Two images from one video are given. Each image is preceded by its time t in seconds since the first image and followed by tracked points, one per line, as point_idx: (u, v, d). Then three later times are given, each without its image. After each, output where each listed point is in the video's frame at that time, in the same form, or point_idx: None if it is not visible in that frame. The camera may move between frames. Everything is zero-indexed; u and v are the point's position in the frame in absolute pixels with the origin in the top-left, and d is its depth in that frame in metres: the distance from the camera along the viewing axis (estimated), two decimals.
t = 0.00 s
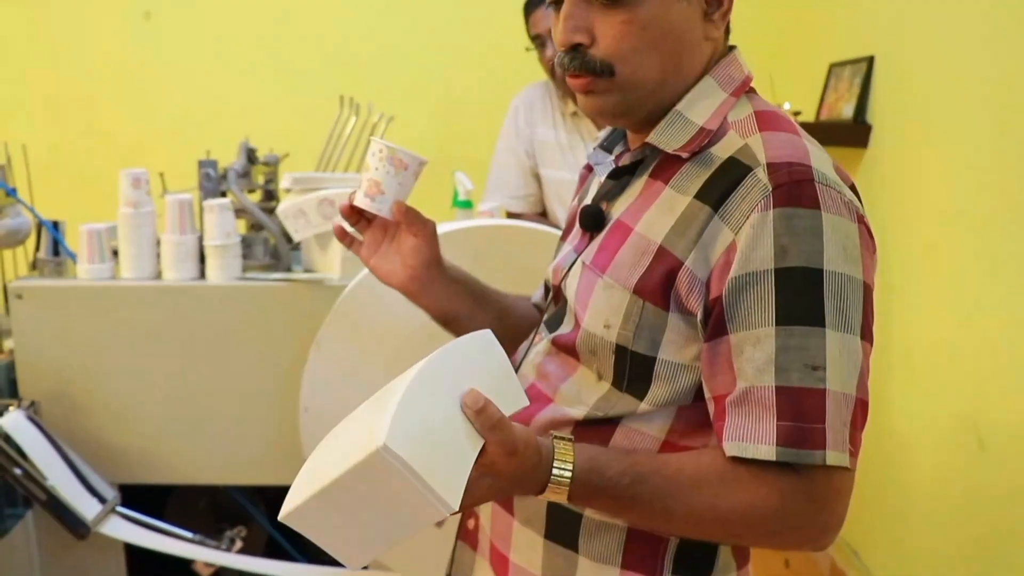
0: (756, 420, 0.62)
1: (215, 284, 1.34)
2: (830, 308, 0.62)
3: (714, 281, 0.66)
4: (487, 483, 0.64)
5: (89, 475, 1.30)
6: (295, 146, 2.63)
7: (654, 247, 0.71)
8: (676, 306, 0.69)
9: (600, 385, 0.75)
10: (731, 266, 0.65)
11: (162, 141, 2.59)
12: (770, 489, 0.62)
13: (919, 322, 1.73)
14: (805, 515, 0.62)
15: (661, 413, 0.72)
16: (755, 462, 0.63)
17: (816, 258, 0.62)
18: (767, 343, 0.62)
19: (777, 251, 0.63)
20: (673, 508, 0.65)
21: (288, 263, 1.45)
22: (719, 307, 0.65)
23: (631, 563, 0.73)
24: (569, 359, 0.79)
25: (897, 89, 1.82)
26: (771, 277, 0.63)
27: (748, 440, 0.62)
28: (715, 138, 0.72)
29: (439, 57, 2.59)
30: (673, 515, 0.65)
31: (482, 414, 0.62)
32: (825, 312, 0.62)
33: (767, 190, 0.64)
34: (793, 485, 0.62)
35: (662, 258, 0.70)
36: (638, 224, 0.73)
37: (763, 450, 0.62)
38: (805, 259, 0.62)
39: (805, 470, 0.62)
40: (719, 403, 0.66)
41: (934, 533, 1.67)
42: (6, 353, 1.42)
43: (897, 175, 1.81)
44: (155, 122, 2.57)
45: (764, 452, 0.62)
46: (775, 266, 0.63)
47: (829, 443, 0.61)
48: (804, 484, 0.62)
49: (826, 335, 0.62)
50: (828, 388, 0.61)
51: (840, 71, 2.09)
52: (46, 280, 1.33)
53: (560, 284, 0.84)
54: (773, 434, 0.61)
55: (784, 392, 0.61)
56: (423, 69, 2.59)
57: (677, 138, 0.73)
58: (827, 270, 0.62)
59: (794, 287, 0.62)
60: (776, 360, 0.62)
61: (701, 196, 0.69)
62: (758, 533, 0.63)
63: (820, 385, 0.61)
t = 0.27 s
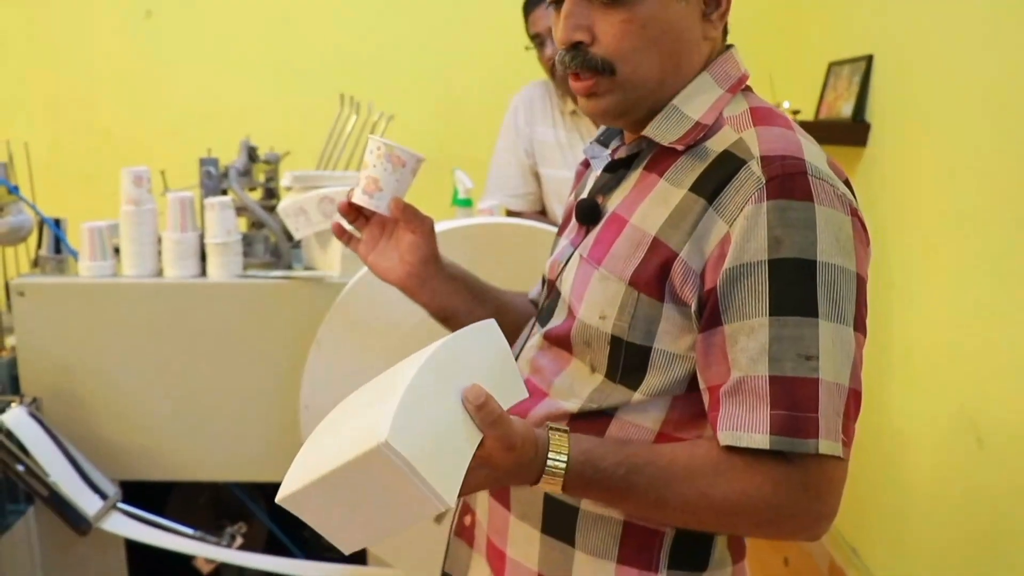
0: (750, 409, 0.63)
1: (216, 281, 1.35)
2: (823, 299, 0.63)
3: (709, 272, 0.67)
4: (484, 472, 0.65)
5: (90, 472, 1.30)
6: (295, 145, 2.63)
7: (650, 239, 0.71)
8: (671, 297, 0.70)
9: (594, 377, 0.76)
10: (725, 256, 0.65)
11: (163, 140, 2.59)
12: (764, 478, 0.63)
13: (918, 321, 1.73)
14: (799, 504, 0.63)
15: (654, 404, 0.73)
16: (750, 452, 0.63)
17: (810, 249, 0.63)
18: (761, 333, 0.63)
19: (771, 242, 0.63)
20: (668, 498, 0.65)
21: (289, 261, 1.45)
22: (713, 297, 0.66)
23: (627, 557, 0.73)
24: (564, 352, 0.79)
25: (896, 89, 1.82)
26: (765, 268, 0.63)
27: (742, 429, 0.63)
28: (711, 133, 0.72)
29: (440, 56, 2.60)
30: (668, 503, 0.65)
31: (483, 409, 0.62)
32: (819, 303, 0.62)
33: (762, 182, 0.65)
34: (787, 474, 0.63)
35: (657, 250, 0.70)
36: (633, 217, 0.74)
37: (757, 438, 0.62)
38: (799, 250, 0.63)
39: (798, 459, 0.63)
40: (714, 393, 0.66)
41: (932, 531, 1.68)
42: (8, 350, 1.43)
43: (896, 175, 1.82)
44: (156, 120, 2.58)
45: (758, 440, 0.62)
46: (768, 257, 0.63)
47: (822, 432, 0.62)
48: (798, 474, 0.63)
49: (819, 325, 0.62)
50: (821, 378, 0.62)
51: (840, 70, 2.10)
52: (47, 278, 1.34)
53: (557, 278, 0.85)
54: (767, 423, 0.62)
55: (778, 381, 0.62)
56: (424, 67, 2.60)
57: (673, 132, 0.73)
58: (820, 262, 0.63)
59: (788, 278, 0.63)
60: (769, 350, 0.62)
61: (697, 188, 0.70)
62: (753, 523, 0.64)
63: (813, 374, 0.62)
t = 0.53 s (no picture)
0: (738, 406, 0.63)
1: (216, 287, 1.35)
2: (813, 299, 0.63)
3: (701, 272, 0.68)
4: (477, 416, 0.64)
5: (90, 476, 1.30)
6: (296, 149, 2.64)
7: (645, 240, 0.72)
8: (664, 296, 0.71)
9: (587, 378, 0.76)
10: (717, 256, 0.66)
11: (164, 144, 2.60)
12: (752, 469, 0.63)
13: (917, 326, 1.74)
14: (781, 501, 0.63)
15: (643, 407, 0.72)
16: (735, 446, 0.64)
17: (801, 250, 0.63)
18: (750, 331, 0.63)
19: (761, 242, 0.64)
20: (656, 477, 0.65)
21: (289, 266, 1.46)
22: (704, 296, 0.66)
23: (626, 561, 0.73)
24: (559, 354, 0.80)
25: (895, 96, 1.83)
26: (756, 268, 0.64)
27: (730, 425, 0.63)
28: (709, 137, 0.73)
29: (441, 60, 2.61)
30: (655, 481, 0.65)
31: (489, 346, 0.62)
32: (808, 303, 0.63)
33: (755, 183, 0.66)
34: (774, 469, 0.63)
35: (651, 249, 0.71)
36: (630, 217, 0.75)
37: (743, 435, 0.63)
38: (790, 250, 0.63)
39: (785, 457, 0.63)
40: (702, 392, 0.67)
41: (931, 536, 1.68)
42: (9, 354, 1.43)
43: (895, 181, 1.83)
44: (157, 124, 2.58)
45: (744, 436, 0.63)
46: (759, 257, 0.64)
47: (807, 432, 0.63)
48: (785, 471, 0.63)
49: (808, 325, 0.63)
50: (809, 378, 0.62)
51: (839, 75, 2.11)
52: (49, 282, 1.34)
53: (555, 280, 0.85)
54: (753, 420, 0.62)
55: (765, 379, 0.63)
56: (425, 71, 2.61)
57: (672, 135, 0.74)
58: (811, 263, 0.63)
59: (778, 277, 0.63)
60: (758, 348, 0.63)
61: (692, 189, 0.70)
62: (735, 512, 0.64)
63: (801, 374, 0.62)
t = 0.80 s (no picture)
0: (739, 406, 0.63)
1: (224, 287, 1.36)
2: (816, 300, 0.63)
3: (705, 273, 0.67)
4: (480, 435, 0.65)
5: (99, 476, 1.31)
6: (302, 151, 2.65)
7: (650, 239, 0.72)
8: (668, 296, 0.71)
9: (594, 376, 0.76)
10: (721, 256, 0.66)
11: (171, 146, 2.61)
12: (754, 471, 0.63)
13: (924, 326, 1.73)
14: (780, 504, 0.63)
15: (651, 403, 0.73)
16: (737, 448, 0.64)
17: (804, 251, 0.63)
18: (753, 332, 0.63)
19: (765, 242, 0.64)
20: (658, 477, 0.65)
21: (296, 267, 1.47)
22: (708, 296, 0.66)
23: (631, 558, 0.73)
24: (566, 353, 0.80)
25: (902, 95, 1.83)
26: (759, 269, 0.64)
27: (732, 425, 0.63)
28: (715, 137, 0.73)
29: (447, 62, 2.61)
30: (656, 481, 0.65)
31: (487, 370, 0.63)
32: (811, 304, 0.63)
33: (760, 184, 0.66)
34: (776, 471, 0.63)
35: (656, 250, 0.71)
36: (636, 218, 0.75)
37: (744, 435, 0.63)
38: (795, 251, 0.63)
39: (788, 459, 0.63)
40: (705, 392, 0.67)
41: (938, 537, 1.68)
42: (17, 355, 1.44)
43: (902, 180, 1.82)
44: (164, 127, 2.60)
45: (745, 438, 0.63)
46: (763, 258, 0.64)
47: (809, 433, 0.63)
48: (786, 474, 0.63)
49: (812, 326, 0.63)
50: (811, 379, 0.63)
51: (845, 76, 2.10)
52: (57, 284, 1.35)
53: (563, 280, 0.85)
54: (755, 420, 0.62)
55: (767, 379, 0.63)
56: (431, 73, 2.62)
57: (679, 135, 0.74)
58: (815, 264, 0.63)
59: (782, 278, 0.63)
60: (761, 348, 0.63)
61: (697, 189, 0.70)
62: (735, 514, 0.64)
63: (803, 374, 0.62)
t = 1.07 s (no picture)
0: (736, 407, 0.63)
1: (227, 286, 1.36)
2: (815, 302, 0.63)
3: (706, 274, 0.67)
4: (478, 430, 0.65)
5: (102, 474, 1.30)
6: (304, 150, 2.65)
7: (653, 240, 0.72)
8: (671, 297, 0.71)
9: (597, 375, 0.76)
10: (722, 257, 0.66)
11: (172, 145, 2.61)
12: (751, 471, 0.63)
13: (926, 324, 1.73)
14: (774, 505, 0.64)
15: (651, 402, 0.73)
16: (732, 448, 0.64)
17: (803, 253, 0.64)
18: (751, 333, 0.63)
19: (765, 244, 0.64)
20: (654, 475, 0.65)
21: (298, 266, 1.47)
22: (709, 297, 0.66)
23: (631, 554, 0.73)
24: (569, 352, 0.80)
25: (903, 94, 1.82)
26: (759, 270, 0.64)
27: (728, 425, 0.63)
28: (718, 137, 0.73)
29: (448, 60, 2.61)
30: (653, 479, 0.65)
31: (480, 369, 0.62)
32: (809, 306, 0.63)
33: (760, 186, 0.66)
34: (772, 472, 0.63)
35: (659, 251, 0.71)
36: (640, 218, 0.74)
37: (741, 437, 0.63)
38: (796, 253, 0.63)
39: (783, 461, 0.63)
40: (703, 391, 0.67)
41: (940, 535, 1.68)
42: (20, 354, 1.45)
43: (904, 178, 1.82)
44: (165, 125, 2.60)
45: (740, 439, 0.63)
46: (763, 260, 0.64)
47: (805, 435, 0.63)
48: (781, 474, 0.63)
49: (810, 328, 0.63)
50: (808, 381, 0.63)
51: (848, 74, 2.10)
52: (60, 283, 1.35)
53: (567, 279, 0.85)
54: (751, 421, 0.63)
55: (764, 381, 0.63)
56: (432, 71, 2.61)
57: (683, 135, 0.74)
58: (815, 267, 0.64)
59: (781, 280, 0.63)
60: (758, 350, 0.63)
61: (699, 190, 0.70)
62: (730, 514, 0.64)
63: (801, 377, 0.63)
